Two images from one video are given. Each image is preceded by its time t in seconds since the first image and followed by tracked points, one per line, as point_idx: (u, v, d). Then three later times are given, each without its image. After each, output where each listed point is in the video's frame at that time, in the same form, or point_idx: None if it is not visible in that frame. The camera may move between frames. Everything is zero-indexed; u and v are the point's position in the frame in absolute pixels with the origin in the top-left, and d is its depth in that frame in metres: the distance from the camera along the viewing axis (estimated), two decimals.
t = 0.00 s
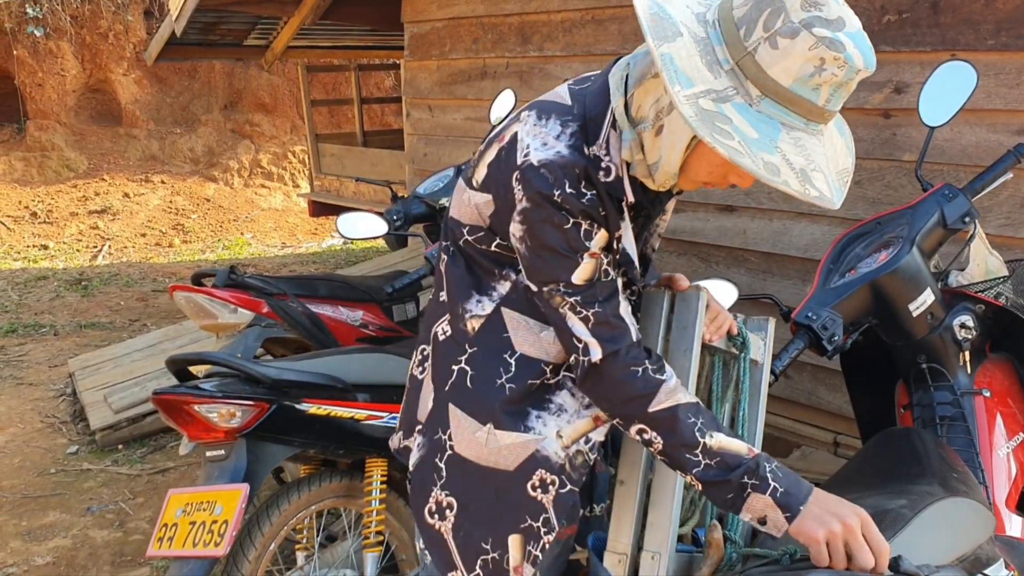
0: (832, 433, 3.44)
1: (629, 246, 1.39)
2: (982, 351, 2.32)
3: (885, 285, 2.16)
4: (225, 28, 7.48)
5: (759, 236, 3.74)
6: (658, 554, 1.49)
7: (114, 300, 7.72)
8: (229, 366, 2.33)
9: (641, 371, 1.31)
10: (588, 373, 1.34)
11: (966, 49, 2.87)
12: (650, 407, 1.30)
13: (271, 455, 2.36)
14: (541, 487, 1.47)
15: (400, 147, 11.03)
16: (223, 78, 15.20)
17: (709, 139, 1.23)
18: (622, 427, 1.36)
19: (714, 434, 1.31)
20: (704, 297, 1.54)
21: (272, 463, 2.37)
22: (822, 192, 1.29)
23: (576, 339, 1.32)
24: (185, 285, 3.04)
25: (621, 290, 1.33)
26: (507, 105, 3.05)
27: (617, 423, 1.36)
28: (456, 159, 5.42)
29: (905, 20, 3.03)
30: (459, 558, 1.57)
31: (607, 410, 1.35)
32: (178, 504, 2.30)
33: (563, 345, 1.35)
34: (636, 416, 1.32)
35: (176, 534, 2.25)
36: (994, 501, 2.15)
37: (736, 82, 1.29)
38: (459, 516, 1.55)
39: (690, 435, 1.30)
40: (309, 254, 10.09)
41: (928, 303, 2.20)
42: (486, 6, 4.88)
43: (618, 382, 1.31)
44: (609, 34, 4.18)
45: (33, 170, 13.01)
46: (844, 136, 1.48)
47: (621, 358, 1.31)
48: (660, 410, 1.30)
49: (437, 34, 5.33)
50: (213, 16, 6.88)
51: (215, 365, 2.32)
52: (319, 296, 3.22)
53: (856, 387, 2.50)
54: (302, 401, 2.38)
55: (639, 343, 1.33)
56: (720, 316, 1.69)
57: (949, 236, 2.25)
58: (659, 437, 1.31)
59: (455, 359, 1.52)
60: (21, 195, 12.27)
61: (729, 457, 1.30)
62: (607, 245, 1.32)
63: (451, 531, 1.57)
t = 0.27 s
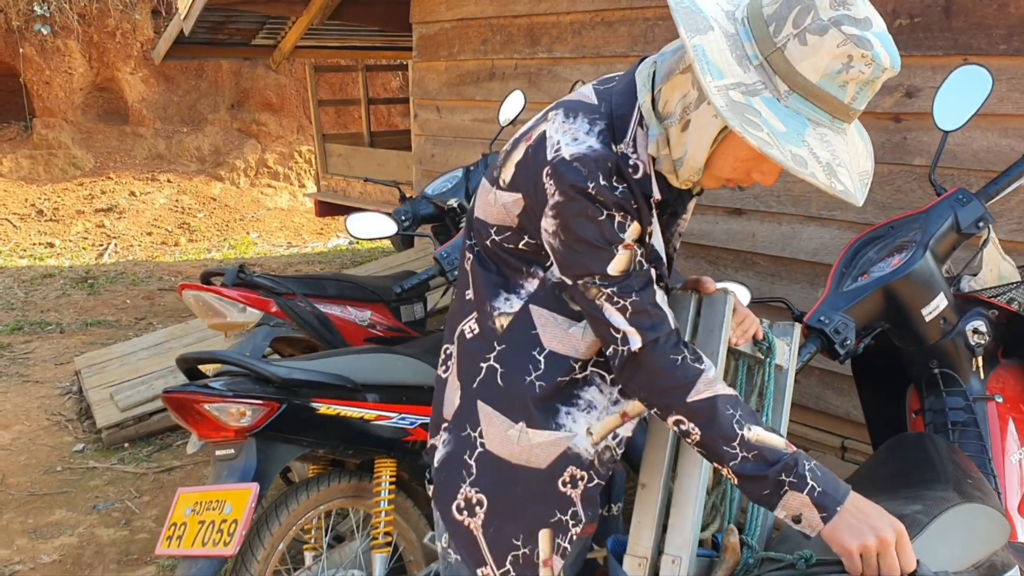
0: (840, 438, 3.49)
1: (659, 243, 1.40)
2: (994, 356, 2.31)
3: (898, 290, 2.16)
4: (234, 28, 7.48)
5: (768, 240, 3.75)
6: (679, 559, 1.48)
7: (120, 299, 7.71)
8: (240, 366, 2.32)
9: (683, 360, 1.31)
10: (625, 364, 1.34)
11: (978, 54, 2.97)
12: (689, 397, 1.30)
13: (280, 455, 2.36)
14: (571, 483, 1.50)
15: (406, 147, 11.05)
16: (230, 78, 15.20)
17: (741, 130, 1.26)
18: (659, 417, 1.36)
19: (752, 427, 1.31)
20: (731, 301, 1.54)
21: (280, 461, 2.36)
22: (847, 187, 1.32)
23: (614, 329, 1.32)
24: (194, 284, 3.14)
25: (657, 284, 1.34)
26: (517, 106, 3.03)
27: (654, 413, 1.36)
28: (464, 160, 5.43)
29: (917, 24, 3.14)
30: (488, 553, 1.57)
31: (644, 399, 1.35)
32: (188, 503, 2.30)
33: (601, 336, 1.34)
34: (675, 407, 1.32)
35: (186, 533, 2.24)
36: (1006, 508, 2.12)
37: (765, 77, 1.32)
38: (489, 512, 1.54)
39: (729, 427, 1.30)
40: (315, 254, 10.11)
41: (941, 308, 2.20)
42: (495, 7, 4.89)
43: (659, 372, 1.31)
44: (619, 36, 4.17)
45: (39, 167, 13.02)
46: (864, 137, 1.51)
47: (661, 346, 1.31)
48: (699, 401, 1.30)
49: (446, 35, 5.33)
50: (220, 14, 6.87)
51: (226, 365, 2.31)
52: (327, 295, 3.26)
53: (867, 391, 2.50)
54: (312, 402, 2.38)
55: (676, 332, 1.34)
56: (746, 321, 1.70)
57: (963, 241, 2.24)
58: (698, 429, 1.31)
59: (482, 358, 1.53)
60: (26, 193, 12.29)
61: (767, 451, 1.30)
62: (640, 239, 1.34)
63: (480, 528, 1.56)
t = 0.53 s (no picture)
0: (850, 442, 3.50)
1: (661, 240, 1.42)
2: (1006, 361, 2.30)
3: (909, 294, 2.16)
4: (248, 28, 7.53)
5: (780, 243, 3.75)
6: (693, 562, 1.48)
7: (132, 297, 7.76)
8: (252, 364, 2.35)
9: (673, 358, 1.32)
10: (618, 360, 1.35)
11: (993, 59, 2.98)
12: (675, 394, 1.31)
13: (292, 453, 2.37)
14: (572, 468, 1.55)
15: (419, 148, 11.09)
16: (243, 78, 15.30)
17: (743, 119, 1.27)
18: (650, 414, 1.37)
19: (739, 425, 1.31)
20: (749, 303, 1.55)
21: (291, 459, 2.37)
22: (847, 178, 1.32)
23: (607, 327, 1.33)
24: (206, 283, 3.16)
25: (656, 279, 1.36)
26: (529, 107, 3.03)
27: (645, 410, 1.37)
28: (476, 162, 5.45)
29: (932, 29, 3.15)
30: (498, 543, 1.59)
31: (636, 395, 1.36)
32: (199, 501, 2.32)
33: (596, 332, 1.36)
34: (663, 404, 1.32)
35: (197, 530, 2.26)
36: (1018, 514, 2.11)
37: (766, 69, 1.32)
38: (500, 510, 1.56)
39: (715, 425, 1.30)
40: (326, 254, 10.15)
41: (953, 312, 2.19)
42: (509, 9, 4.90)
43: (650, 367, 1.32)
44: (632, 38, 4.19)
45: (52, 166, 13.11)
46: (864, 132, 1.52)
47: (650, 344, 1.32)
48: (686, 398, 1.30)
49: (459, 36, 5.34)
50: (235, 14, 6.91)
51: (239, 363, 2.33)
52: (339, 295, 3.29)
53: (881, 393, 2.50)
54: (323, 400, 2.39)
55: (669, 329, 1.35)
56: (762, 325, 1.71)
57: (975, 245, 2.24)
58: (685, 425, 1.31)
59: (489, 358, 1.55)
60: (40, 191, 12.37)
61: (755, 450, 1.30)
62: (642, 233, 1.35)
63: (492, 523, 1.57)
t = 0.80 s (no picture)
0: (871, 448, 3.49)
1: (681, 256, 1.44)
2: None
3: (930, 299, 2.15)
4: (274, 32, 7.62)
5: (802, 248, 3.74)
6: (711, 566, 1.49)
7: (158, 298, 7.87)
8: (275, 364, 2.39)
9: (690, 379, 1.31)
10: (632, 381, 1.33)
11: (1018, 64, 2.97)
12: (696, 414, 1.30)
13: (311, 452, 2.40)
14: (570, 469, 1.57)
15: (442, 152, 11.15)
16: (268, 81, 15.52)
17: (789, 134, 1.27)
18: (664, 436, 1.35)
19: (760, 442, 1.30)
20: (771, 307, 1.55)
21: (310, 458, 2.40)
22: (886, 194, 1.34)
23: (624, 344, 1.32)
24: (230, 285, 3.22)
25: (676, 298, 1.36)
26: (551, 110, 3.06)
27: (660, 433, 1.35)
28: (498, 165, 5.48)
29: (956, 33, 3.14)
30: (514, 555, 1.64)
31: (652, 418, 1.34)
32: (221, 499, 2.35)
33: (610, 353, 1.34)
34: (683, 426, 1.31)
35: (218, 528, 2.29)
36: None
37: (809, 85, 1.34)
38: (512, 527, 1.61)
39: (737, 443, 1.29)
40: (349, 256, 10.24)
41: (973, 318, 2.19)
42: (532, 13, 4.93)
43: (669, 388, 1.31)
44: (654, 42, 4.20)
45: (81, 167, 13.31)
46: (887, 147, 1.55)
47: (666, 365, 1.31)
48: (708, 418, 1.29)
49: (482, 40, 5.38)
50: (262, 18, 7.00)
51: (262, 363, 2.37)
52: (361, 296, 3.34)
53: (898, 398, 2.49)
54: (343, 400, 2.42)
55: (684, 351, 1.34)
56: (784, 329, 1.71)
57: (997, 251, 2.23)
58: (706, 446, 1.30)
59: (501, 377, 1.57)
60: (68, 193, 12.57)
61: (777, 465, 1.29)
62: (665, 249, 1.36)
63: (506, 539, 1.63)
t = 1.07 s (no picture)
0: (887, 451, 3.48)
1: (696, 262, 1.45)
2: None
3: (942, 301, 2.15)
4: (292, 35, 7.69)
5: (817, 250, 3.74)
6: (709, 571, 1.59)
7: (177, 298, 7.97)
8: (290, 362, 2.43)
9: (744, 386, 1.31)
10: (679, 385, 1.30)
11: None
12: (755, 420, 1.29)
13: (325, 449, 2.44)
14: (590, 490, 1.59)
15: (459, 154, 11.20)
16: (287, 83, 15.65)
17: (823, 141, 1.27)
18: (716, 448, 1.30)
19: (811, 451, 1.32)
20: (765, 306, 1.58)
21: (323, 456, 2.44)
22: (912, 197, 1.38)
23: (669, 345, 1.29)
24: (248, 283, 3.26)
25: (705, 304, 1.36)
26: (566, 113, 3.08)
27: (711, 444, 1.30)
28: (514, 167, 5.51)
29: (972, 36, 3.13)
30: None
31: (702, 427, 1.30)
32: (237, 495, 2.38)
33: (650, 355, 1.31)
34: (740, 434, 1.28)
35: (235, 523, 2.32)
36: None
37: (836, 87, 1.35)
38: (539, 553, 1.61)
39: (793, 450, 1.29)
40: (366, 257, 10.30)
41: (986, 320, 2.19)
42: (549, 16, 4.95)
43: (722, 394, 1.29)
44: (670, 44, 4.21)
45: (102, 169, 13.48)
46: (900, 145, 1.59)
47: (719, 367, 1.30)
48: (765, 424, 1.29)
49: (499, 43, 5.41)
50: (281, 21, 7.06)
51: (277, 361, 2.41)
52: (376, 296, 3.38)
53: (907, 398, 2.49)
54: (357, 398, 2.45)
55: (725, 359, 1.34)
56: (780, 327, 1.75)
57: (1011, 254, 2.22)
58: (764, 455, 1.29)
59: (513, 399, 1.56)
60: (90, 194, 12.73)
61: (829, 474, 1.31)
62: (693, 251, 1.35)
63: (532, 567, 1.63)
